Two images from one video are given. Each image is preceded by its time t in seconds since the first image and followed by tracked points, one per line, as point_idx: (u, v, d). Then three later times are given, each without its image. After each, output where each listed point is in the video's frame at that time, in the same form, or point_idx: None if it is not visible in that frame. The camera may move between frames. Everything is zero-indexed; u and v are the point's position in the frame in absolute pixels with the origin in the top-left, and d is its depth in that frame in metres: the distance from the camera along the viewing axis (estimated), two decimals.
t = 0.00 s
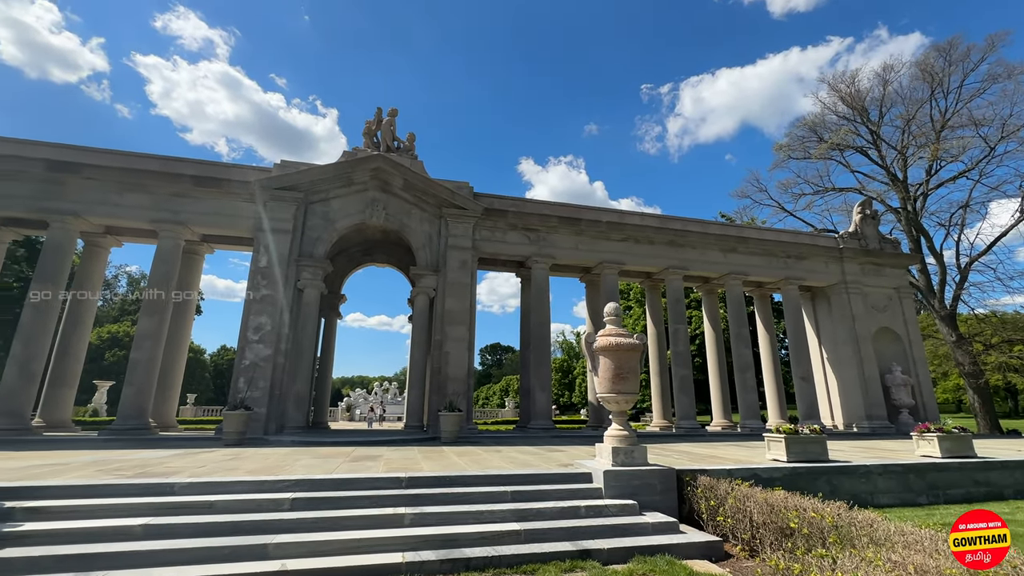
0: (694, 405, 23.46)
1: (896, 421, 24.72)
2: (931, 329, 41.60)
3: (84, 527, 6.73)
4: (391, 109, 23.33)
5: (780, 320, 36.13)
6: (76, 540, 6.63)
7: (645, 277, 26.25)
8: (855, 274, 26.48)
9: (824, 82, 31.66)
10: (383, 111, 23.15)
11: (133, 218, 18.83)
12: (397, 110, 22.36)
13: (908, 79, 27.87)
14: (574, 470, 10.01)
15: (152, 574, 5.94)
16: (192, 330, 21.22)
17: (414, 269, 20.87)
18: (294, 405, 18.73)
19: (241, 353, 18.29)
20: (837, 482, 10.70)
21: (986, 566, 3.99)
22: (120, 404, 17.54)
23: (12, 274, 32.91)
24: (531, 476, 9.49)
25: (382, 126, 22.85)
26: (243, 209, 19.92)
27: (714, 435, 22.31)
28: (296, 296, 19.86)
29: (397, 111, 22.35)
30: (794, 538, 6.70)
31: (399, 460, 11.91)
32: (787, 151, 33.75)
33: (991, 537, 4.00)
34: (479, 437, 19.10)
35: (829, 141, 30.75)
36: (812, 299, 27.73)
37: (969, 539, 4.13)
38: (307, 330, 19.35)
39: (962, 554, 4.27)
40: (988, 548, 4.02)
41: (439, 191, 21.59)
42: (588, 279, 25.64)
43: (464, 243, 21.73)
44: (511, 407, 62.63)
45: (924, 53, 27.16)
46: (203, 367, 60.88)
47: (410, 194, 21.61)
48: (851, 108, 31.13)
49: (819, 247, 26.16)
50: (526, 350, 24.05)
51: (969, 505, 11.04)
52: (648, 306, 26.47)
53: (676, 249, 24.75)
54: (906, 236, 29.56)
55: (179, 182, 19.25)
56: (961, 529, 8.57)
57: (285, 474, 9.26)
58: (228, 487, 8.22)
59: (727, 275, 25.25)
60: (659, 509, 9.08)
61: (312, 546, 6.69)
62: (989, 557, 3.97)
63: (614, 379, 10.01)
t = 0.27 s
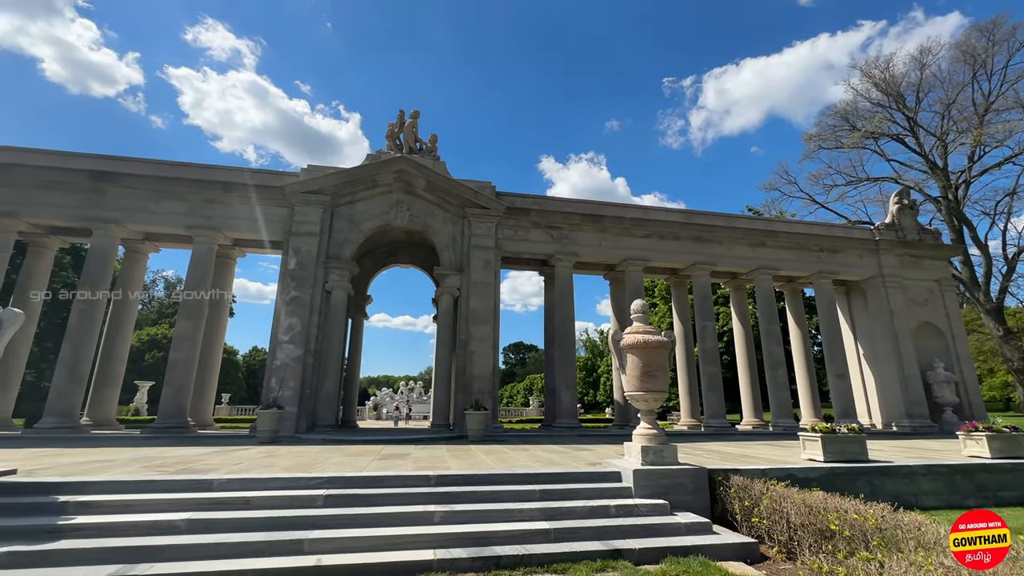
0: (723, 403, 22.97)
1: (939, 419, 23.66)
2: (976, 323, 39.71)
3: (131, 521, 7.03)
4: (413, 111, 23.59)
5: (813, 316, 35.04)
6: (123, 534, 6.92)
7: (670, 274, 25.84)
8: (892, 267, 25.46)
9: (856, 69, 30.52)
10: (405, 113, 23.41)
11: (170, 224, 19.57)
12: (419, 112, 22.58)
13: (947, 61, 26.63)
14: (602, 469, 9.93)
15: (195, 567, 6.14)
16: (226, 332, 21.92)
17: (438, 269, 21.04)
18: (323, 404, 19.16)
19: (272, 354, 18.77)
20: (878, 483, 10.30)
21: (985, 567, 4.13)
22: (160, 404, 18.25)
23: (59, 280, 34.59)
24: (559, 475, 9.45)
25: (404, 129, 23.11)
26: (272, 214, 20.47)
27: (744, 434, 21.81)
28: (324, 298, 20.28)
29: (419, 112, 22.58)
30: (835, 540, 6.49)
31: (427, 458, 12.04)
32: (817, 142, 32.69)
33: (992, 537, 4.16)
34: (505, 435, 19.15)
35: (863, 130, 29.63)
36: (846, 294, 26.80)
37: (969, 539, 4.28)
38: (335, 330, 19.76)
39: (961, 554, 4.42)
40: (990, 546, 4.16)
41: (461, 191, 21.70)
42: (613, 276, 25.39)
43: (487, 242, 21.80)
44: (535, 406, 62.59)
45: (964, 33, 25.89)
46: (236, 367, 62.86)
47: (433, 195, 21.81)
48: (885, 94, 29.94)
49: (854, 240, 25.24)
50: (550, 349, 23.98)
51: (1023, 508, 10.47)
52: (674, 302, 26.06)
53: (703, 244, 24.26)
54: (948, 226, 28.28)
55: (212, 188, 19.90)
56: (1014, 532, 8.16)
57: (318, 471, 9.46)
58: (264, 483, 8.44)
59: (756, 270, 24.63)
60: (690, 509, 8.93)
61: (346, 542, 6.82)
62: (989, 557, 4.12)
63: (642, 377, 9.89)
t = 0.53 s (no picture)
0: (756, 402, 22.35)
1: (991, 419, 22.44)
2: None
3: (177, 515, 7.29)
4: (437, 113, 23.77)
5: (851, 311, 33.72)
6: (171, 527, 7.19)
7: (699, 270, 25.32)
8: (937, 259, 24.28)
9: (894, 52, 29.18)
10: (429, 115, 23.60)
11: (206, 230, 20.29)
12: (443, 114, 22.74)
13: (995, 41, 25.19)
14: (634, 469, 9.79)
15: (239, 561, 6.33)
16: (261, 333, 22.57)
17: (464, 269, 21.16)
18: (354, 403, 19.56)
19: (304, 354, 19.22)
20: (928, 486, 9.82)
21: (985, 564, 4.86)
22: (200, 402, 18.94)
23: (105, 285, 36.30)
24: (591, 474, 9.35)
25: (429, 131, 23.32)
26: (302, 217, 20.96)
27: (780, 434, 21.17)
28: (353, 299, 20.67)
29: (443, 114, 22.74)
30: (885, 546, 6.23)
31: (457, 456, 12.11)
32: (853, 130, 31.43)
33: (992, 537, 4.97)
34: (533, 435, 19.10)
35: (902, 116, 28.31)
36: (886, 288, 25.70)
37: (972, 539, 5.06)
38: (365, 331, 20.12)
39: (960, 553, 5.21)
40: (989, 546, 4.91)
41: (486, 191, 21.75)
42: (640, 273, 25.02)
43: (512, 241, 21.79)
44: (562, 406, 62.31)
45: (1013, 10, 24.44)
46: (270, 367, 64.74)
47: (458, 195, 21.94)
48: (926, 78, 28.54)
49: (894, 232, 24.17)
50: (577, 347, 23.82)
51: None
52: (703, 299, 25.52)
53: (733, 239, 23.66)
54: (998, 215, 26.76)
55: (245, 194, 20.52)
56: None
57: (351, 469, 9.63)
58: (301, 480, 8.64)
59: (789, 265, 23.87)
60: (727, 511, 8.70)
61: (381, 539, 6.91)
62: (989, 555, 4.87)
63: (674, 375, 9.69)
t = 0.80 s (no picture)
0: (792, 403, 21.62)
1: None
2: None
3: (216, 512, 7.48)
4: (461, 114, 23.87)
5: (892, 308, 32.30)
6: (210, 524, 7.38)
7: (729, 268, 24.70)
8: (986, 253, 23.00)
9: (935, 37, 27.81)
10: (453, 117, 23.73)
11: (240, 234, 20.91)
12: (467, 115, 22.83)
13: None
14: (667, 472, 9.55)
15: (275, 558, 6.43)
16: (292, 334, 23.11)
17: (490, 269, 21.17)
18: (383, 403, 19.82)
19: (334, 355, 19.56)
20: (984, 493, 9.26)
21: (985, 562, 5.09)
22: (236, 402, 19.51)
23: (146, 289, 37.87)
24: (622, 476, 9.18)
25: (452, 132, 23.44)
26: (331, 220, 21.36)
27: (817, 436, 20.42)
28: (381, 300, 20.94)
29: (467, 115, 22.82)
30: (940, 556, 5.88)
31: (486, 457, 12.10)
32: (892, 119, 30.10)
33: (992, 536, 5.26)
34: (561, 435, 18.95)
35: (945, 103, 26.96)
36: (931, 284, 24.51)
37: (974, 539, 5.33)
38: (392, 331, 20.35)
39: (961, 554, 5.42)
40: (989, 546, 5.18)
41: (510, 191, 21.71)
42: (668, 271, 24.55)
43: (537, 240, 21.69)
44: (588, 406, 61.78)
45: None
46: (300, 368, 66.35)
47: (482, 196, 21.98)
48: (972, 62, 27.08)
49: (939, 224, 23.00)
50: (604, 347, 23.54)
51: None
52: (734, 297, 24.87)
53: (765, 235, 22.96)
54: None
55: (276, 199, 21.05)
56: None
57: (382, 468, 9.71)
58: (333, 479, 8.75)
59: (825, 261, 23.01)
60: (765, 516, 8.40)
61: (413, 538, 6.92)
62: (988, 554, 5.13)
63: (708, 375, 9.43)
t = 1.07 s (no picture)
0: (826, 407, 20.82)
1: None
2: None
3: (244, 512, 7.51)
4: (481, 116, 23.84)
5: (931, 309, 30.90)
6: (238, 523, 7.40)
7: (758, 267, 24.03)
8: None
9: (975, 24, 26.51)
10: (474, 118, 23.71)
11: (267, 238, 21.29)
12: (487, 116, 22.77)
13: None
14: (699, 477, 9.22)
15: (301, 559, 6.40)
16: (317, 336, 23.41)
17: (512, 270, 21.04)
18: (406, 404, 19.87)
19: (358, 356, 19.70)
20: None
21: (986, 563, 6.06)
22: (263, 402, 19.82)
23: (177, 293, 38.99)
24: (653, 481, 8.88)
25: (473, 134, 23.42)
26: (354, 223, 21.57)
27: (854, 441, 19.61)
28: (404, 302, 21.02)
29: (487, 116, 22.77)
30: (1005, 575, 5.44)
31: (510, 459, 11.93)
32: (929, 112, 28.83)
33: (987, 538, 6.31)
34: (586, 438, 18.63)
35: (987, 93, 25.65)
36: (974, 283, 23.35)
37: (972, 541, 6.31)
38: (415, 333, 20.41)
39: (960, 553, 6.30)
40: (988, 546, 6.19)
41: (532, 191, 21.53)
42: (693, 271, 24.00)
43: (560, 241, 21.45)
44: (611, 409, 61.02)
45: None
46: (325, 369, 67.41)
47: (504, 197, 21.88)
48: (1016, 49, 25.72)
49: (983, 220, 21.87)
50: (628, 349, 23.13)
51: None
52: (763, 297, 24.16)
53: (795, 233, 22.23)
54: None
55: (301, 203, 21.35)
56: None
57: (407, 470, 9.63)
58: (358, 481, 8.70)
59: (859, 259, 22.15)
60: (805, 525, 8.00)
61: (439, 542, 6.80)
62: (988, 555, 6.12)
63: (741, 378, 9.07)
